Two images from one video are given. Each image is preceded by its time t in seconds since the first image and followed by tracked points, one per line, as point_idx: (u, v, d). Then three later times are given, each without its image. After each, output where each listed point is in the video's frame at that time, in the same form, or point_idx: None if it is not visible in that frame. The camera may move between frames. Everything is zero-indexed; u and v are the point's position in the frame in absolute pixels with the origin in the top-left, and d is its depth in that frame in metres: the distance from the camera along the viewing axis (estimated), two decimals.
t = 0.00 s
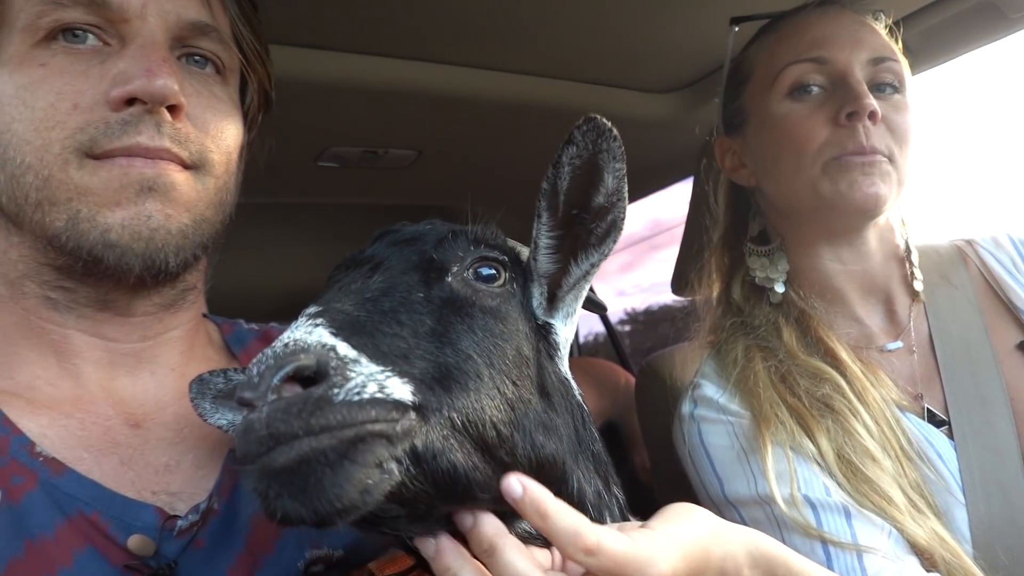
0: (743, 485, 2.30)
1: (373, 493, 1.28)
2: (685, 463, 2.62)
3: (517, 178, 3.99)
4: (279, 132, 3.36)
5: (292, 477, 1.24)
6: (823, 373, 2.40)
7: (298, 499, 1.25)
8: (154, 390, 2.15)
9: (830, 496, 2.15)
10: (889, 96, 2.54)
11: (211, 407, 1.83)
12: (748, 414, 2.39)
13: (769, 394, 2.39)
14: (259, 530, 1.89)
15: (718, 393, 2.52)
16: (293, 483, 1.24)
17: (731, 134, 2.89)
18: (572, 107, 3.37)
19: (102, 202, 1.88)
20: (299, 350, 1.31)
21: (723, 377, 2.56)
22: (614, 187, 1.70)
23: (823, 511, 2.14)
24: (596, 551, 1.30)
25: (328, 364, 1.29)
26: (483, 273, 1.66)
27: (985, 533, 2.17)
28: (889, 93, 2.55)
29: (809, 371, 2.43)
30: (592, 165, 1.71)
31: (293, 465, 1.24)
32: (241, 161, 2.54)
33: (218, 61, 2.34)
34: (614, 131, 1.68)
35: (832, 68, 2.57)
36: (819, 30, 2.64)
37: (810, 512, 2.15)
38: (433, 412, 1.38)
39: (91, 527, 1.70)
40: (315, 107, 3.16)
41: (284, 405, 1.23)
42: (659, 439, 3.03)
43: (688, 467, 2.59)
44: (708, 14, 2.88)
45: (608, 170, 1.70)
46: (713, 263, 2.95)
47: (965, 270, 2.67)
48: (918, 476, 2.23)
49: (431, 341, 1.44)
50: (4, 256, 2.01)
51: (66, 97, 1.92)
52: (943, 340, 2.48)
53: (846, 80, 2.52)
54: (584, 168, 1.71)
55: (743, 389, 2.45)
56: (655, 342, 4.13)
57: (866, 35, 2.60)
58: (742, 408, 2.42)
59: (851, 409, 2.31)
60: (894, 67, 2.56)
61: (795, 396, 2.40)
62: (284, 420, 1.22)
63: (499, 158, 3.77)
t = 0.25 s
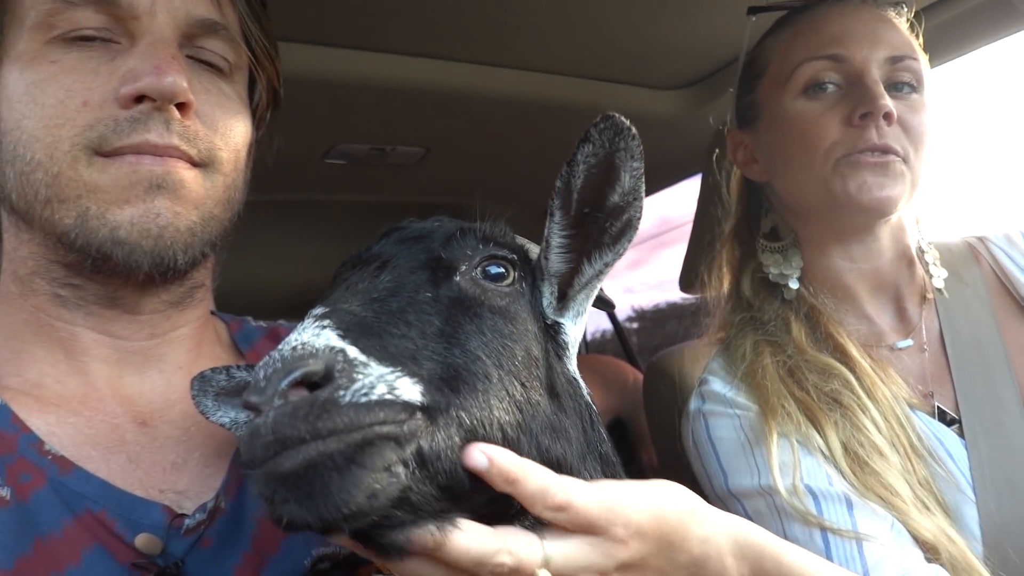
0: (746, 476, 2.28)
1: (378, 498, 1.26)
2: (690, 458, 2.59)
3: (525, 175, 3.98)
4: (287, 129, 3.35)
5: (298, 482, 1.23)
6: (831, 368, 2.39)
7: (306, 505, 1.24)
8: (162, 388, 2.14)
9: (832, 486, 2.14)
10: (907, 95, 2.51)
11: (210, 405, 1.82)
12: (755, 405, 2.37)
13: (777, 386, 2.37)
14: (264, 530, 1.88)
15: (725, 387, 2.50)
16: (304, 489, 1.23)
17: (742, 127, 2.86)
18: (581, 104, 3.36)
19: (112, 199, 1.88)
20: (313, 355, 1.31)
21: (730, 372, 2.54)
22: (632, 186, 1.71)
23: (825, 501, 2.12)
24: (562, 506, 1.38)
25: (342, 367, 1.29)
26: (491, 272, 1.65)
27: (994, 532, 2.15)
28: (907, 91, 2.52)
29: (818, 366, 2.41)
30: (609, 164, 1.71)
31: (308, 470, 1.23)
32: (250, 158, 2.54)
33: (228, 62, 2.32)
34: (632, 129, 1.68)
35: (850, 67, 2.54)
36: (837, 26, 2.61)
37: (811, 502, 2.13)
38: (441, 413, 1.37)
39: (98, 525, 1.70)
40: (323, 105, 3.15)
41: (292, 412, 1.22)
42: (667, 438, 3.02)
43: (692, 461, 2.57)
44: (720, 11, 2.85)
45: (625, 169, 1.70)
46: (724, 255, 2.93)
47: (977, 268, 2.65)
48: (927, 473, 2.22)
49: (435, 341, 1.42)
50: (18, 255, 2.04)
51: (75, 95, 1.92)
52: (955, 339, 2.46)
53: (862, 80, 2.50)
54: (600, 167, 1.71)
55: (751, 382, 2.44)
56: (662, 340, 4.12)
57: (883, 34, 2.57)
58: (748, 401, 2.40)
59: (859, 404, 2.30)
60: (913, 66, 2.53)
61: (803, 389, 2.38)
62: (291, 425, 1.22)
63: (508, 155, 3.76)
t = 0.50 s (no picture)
0: (758, 480, 2.30)
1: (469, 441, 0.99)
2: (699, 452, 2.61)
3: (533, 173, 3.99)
4: (294, 127, 3.36)
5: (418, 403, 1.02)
6: (843, 371, 2.40)
7: (414, 426, 1.04)
8: (172, 385, 2.15)
9: (844, 498, 2.16)
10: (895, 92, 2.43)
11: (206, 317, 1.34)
12: (765, 408, 2.38)
13: (787, 389, 2.38)
14: (273, 525, 1.88)
15: (736, 387, 2.50)
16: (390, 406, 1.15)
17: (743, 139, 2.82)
18: (589, 102, 3.37)
19: (125, 196, 1.90)
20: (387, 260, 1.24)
21: (742, 371, 2.54)
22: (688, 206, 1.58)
23: (837, 513, 2.14)
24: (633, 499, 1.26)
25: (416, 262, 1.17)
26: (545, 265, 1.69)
27: (1004, 534, 2.15)
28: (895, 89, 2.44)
29: (829, 369, 2.42)
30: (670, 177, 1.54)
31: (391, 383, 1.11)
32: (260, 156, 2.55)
33: (238, 59, 2.34)
34: (712, 167, 1.40)
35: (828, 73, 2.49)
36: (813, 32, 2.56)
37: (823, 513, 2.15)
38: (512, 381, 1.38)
39: (109, 520, 1.71)
40: (330, 104, 3.16)
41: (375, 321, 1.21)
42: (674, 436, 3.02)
43: (700, 455, 2.59)
44: (728, 9, 2.86)
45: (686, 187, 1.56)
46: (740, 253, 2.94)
47: (990, 268, 2.63)
48: (935, 475, 2.22)
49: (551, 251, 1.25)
50: (31, 253, 2.06)
51: (88, 94, 1.93)
52: (968, 340, 2.45)
53: (839, 86, 2.44)
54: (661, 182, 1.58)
55: (762, 383, 2.44)
56: (669, 338, 4.13)
57: (868, 30, 2.50)
58: (759, 403, 2.40)
59: (868, 407, 2.31)
60: (902, 61, 2.45)
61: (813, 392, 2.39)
62: (409, 336, 1.06)
63: (513, 153, 3.77)
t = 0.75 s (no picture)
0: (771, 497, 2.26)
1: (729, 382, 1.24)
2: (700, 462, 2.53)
3: (535, 173, 3.99)
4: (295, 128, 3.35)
5: (696, 361, 1.27)
6: (850, 379, 2.38)
7: (664, 376, 1.33)
8: (173, 387, 2.14)
9: (864, 520, 2.15)
10: (853, 102, 2.46)
11: (330, 246, 1.65)
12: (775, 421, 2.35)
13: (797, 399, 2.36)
14: (274, 530, 1.86)
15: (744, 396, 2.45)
16: (559, 350, 1.50)
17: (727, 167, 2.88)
18: (592, 102, 3.36)
19: (128, 197, 1.89)
20: (516, 219, 1.64)
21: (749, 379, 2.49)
22: (752, 231, 1.95)
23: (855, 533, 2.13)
24: (725, 520, 1.35)
25: (584, 238, 1.54)
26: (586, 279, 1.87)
27: (1015, 540, 2.17)
28: (854, 99, 2.47)
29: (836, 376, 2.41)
30: (743, 207, 1.96)
31: (565, 328, 1.48)
32: (262, 156, 2.55)
33: (240, 60, 2.33)
34: (774, 187, 1.96)
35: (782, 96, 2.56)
36: (762, 56, 2.63)
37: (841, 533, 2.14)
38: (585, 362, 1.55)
39: (109, 523, 1.71)
40: (332, 104, 3.15)
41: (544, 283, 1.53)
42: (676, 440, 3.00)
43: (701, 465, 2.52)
44: (732, 9, 2.85)
45: (754, 216, 1.96)
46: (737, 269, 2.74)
47: (997, 270, 2.62)
48: (945, 481, 2.24)
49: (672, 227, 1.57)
50: (33, 253, 2.06)
51: (91, 94, 1.92)
52: (974, 344, 2.44)
53: (793, 106, 2.52)
54: (733, 208, 1.96)
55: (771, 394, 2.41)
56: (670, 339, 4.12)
57: (813, 43, 2.56)
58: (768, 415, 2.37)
59: (877, 416, 2.30)
60: (852, 68, 2.48)
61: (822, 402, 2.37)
62: (682, 300, 1.31)
63: (516, 153, 3.76)
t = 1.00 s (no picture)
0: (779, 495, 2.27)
1: (789, 376, 1.30)
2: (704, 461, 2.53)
3: (536, 172, 4.00)
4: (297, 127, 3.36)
5: (757, 356, 1.34)
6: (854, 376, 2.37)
7: (721, 368, 1.40)
8: (173, 385, 2.15)
9: (872, 518, 2.16)
10: (857, 90, 2.48)
11: (381, 241, 1.73)
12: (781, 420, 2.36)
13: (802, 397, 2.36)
14: (276, 526, 1.87)
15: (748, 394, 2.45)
16: (604, 338, 1.61)
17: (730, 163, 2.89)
18: (593, 101, 3.37)
19: (130, 198, 1.91)
20: (561, 210, 1.71)
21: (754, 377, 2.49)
22: (772, 216, 2.07)
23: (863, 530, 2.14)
24: (690, 443, 1.48)
25: (633, 231, 1.61)
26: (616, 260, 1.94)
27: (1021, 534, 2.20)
28: (857, 86, 2.49)
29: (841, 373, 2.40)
30: (764, 193, 2.11)
31: (611, 319, 1.59)
32: (264, 154, 2.56)
33: (241, 60, 2.34)
34: (796, 172, 2.07)
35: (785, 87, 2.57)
36: (764, 48, 2.63)
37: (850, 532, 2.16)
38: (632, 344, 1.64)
39: (110, 520, 1.72)
40: (333, 103, 3.16)
41: (593, 275, 1.62)
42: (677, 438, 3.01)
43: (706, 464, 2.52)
44: (732, 8, 2.85)
45: (775, 201, 2.08)
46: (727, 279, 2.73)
47: (1000, 263, 2.61)
48: (952, 478, 2.25)
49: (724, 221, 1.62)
50: (35, 253, 2.07)
51: (93, 95, 1.94)
52: (979, 338, 2.45)
53: (796, 97, 2.53)
54: (755, 193, 2.11)
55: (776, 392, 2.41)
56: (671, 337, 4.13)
57: (811, 35, 2.56)
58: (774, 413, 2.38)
59: (882, 413, 2.29)
60: (853, 58, 2.48)
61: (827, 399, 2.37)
62: (741, 297, 1.39)
63: (516, 151, 3.76)
